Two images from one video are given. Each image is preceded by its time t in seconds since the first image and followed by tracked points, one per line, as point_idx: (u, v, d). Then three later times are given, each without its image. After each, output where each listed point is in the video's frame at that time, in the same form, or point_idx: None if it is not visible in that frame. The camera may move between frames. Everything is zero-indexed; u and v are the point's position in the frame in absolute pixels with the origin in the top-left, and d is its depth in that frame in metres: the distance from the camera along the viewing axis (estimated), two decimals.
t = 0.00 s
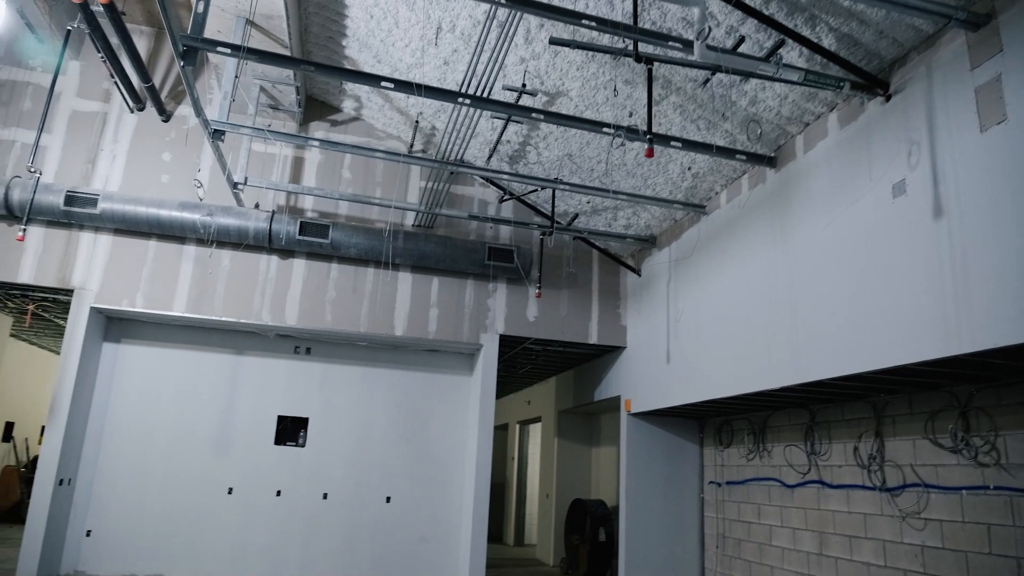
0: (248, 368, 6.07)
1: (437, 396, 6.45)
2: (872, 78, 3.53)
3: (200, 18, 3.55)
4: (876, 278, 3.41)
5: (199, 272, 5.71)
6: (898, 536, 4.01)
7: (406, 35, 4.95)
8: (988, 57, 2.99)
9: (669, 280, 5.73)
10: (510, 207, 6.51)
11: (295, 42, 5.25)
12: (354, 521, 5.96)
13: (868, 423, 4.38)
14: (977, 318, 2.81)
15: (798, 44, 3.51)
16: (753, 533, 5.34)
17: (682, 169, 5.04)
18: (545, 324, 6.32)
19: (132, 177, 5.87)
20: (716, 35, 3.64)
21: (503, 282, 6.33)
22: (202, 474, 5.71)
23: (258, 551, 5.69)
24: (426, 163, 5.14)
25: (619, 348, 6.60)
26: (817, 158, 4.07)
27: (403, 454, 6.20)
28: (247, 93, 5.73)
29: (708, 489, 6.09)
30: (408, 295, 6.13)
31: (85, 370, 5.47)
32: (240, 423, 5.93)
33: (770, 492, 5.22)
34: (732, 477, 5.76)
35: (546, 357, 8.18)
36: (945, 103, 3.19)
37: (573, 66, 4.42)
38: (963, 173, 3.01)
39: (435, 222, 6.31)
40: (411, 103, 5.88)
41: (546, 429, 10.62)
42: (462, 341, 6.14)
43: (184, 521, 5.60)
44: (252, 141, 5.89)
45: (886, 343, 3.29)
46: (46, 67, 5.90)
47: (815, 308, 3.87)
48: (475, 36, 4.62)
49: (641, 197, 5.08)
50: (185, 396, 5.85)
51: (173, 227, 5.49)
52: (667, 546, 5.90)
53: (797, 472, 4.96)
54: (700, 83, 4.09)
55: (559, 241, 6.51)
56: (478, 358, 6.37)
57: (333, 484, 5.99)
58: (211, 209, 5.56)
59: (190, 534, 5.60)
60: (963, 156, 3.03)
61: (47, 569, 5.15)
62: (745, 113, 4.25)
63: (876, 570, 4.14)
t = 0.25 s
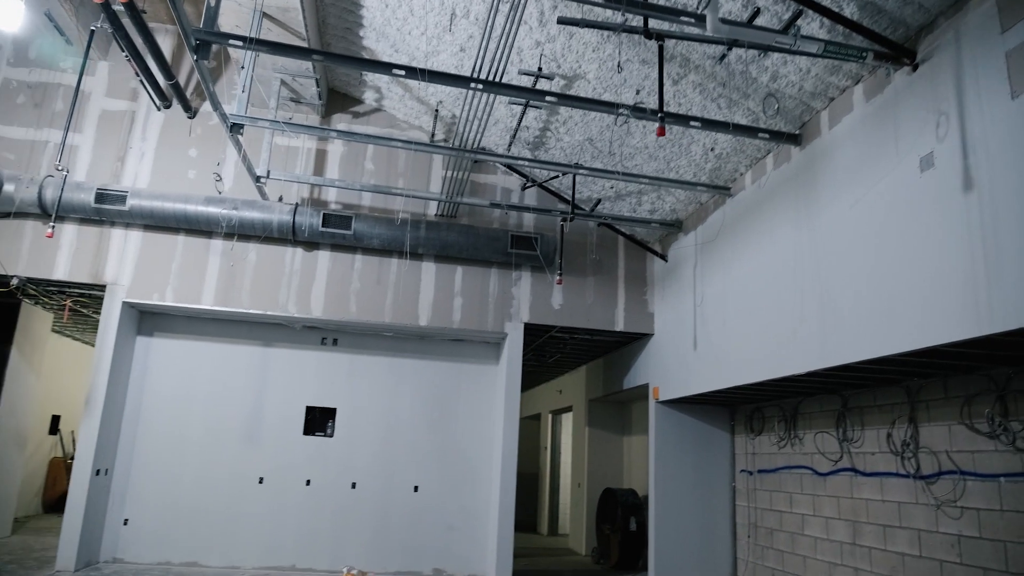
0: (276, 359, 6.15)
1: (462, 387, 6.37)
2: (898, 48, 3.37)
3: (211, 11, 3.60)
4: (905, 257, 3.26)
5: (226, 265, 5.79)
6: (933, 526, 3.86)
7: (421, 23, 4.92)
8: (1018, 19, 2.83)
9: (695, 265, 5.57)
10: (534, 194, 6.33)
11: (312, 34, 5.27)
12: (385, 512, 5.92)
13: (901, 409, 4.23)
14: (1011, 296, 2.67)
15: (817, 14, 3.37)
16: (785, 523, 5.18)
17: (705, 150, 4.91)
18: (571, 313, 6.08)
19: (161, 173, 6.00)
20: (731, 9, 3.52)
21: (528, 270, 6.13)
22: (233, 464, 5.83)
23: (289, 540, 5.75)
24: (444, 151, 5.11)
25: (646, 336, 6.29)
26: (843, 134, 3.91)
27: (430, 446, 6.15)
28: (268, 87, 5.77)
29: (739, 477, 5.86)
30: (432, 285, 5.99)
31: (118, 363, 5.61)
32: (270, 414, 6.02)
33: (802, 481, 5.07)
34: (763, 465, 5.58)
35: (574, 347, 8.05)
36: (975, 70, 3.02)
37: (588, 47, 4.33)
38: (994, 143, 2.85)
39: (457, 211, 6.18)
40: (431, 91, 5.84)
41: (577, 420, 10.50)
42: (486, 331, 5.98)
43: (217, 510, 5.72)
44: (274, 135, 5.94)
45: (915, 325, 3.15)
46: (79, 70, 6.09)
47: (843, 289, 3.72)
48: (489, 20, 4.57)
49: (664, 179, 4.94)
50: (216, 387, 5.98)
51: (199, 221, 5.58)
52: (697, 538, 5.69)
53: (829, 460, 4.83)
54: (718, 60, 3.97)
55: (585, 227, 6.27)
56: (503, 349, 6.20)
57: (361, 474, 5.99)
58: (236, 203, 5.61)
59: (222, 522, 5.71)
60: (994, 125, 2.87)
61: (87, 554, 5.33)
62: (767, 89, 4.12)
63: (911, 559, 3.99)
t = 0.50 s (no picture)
0: (295, 351, 6.20)
1: (479, 378, 6.33)
2: (916, 21, 3.24)
3: (219, 2, 3.60)
4: (923, 238, 3.15)
5: (245, 258, 5.84)
6: (958, 517, 3.75)
7: (432, 12, 4.88)
8: None
9: (713, 252, 5.47)
10: (550, 182, 6.24)
11: (324, 25, 5.26)
12: (403, 503, 5.96)
13: (925, 397, 4.11)
14: None
15: None
16: (808, 515, 5.08)
17: (721, 134, 4.81)
18: (589, 302, 5.98)
19: (180, 168, 6.07)
20: None
21: (544, 260, 6.04)
22: (254, 454, 5.91)
23: (308, 530, 5.81)
24: (456, 140, 5.07)
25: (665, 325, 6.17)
26: (861, 114, 3.79)
27: (448, 437, 6.14)
28: (282, 80, 5.78)
29: (761, 468, 5.76)
30: (448, 275, 5.96)
31: (141, 355, 5.70)
32: (289, 404, 6.09)
33: (824, 472, 4.96)
34: (786, 456, 5.47)
35: (593, 337, 7.96)
36: (997, 41, 2.89)
37: (598, 31, 4.26)
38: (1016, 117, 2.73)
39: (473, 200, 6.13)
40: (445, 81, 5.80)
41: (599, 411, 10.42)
42: (503, 321, 5.91)
43: (239, 500, 5.80)
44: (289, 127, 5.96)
45: (934, 312, 3.04)
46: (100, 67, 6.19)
47: (861, 275, 3.61)
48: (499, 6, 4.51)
49: (679, 164, 4.85)
50: (237, 379, 6.05)
51: (217, 215, 5.63)
52: (718, 529, 5.60)
53: (851, 450, 4.72)
54: (730, 40, 3.87)
55: (601, 214, 6.17)
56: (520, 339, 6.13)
57: (380, 464, 6.02)
58: (253, 197, 5.65)
59: (242, 511, 5.79)
60: (1016, 99, 2.74)
61: (113, 543, 5.45)
62: (782, 69, 4.01)
63: (935, 552, 3.88)
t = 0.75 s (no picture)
0: (317, 341, 6.24)
1: (501, 367, 6.28)
2: None
3: None
4: (946, 215, 3.00)
5: (266, 250, 5.88)
6: (991, 506, 3.59)
7: None
8: None
9: (735, 236, 5.32)
10: (569, 168, 6.14)
11: (336, 14, 5.22)
12: (425, 493, 5.96)
13: (957, 382, 3.94)
14: None
15: None
16: (837, 504, 4.93)
17: (740, 113, 4.66)
18: (610, 289, 5.87)
19: (201, 162, 6.12)
20: None
21: (565, 247, 5.95)
22: (278, 445, 5.97)
23: (330, 520, 5.85)
24: (468, 127, 5.00)
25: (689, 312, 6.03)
26: (883, 87, 3.62)
27: (470, 426, 6.12)
28: (298, 71, 5.79)
29: (789, 457, 5.61)
30: (467, 264, 5.91)
31: (166, 347, 5.79)
32: (312, 395, 6.13)
33: (853, 460, 4.80)
34: (814, 444, 5.32)
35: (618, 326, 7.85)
36: None
37: (609, 10, 4.15)
38: None
39: (491, 189, 6.07)
40: (460, 68, 5.73)
41: (625, 401, 10.30)
42: (523, 310, 5.85)
43: (264, 489, 5.87)
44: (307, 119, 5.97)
45: (958, 291, 2.88)
46: (123, 65, 6.27)
47: (882, 255, 3.46)
48: None
49: (697, 146, 4.71)
50: (260, 370, 6.12)
51: (237, 208, 5.67)
52: (744, 519, 5.49)
53: (880, 438, 4.56)
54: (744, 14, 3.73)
55: (621, 200, 6.05)
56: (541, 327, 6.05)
57: (402, 453, 6.03)
58: (272, 188, 5.68)
59: (267, 501, 5.86)
60: None
61: (143, 531, 5.57)
62: (800, 43, 3.86)
63: (968, 543, 3.72)
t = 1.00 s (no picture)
0: (339, 333, 6.27)
1: (523, 357, 6.24)
2: None
3: None
4: (971, 193, 2.86)
5: (287, 242, 5.91)
6: None
7: None
8: None
9: (758, 219, 5.18)
10: (589, 154, 6.05)
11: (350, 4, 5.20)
12: (448, 483, 5.96)
13: (989, 366, 3.77)
14: None
15: None
16: (866, 494, 4.79)
17: (760, 92, 4.52)
18: (631, 276, 5.78)
19: (223, 157, 6.17)
20: None
21: (585, 235, 5.87)
22: (302, 435, 6.03)
23: (353, 509, 5.90)
24: (481, 114, 4.92)
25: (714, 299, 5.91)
26: (907, 60, 3.46)
27: (492, 416, 6.10)
28: (315, 63, 5.78)
29: (818, 446, 5.47)
30: (487, 253, 5.86)
31: (192, 340, 5.87)
32: (335, 386, 6.16)
33: (882, 449, 4.66)
34: (843, 432, 5.17)
35: (643, 314, 7.74)
36: None
37: None
38: None
39: (509, 177, 6.01)
40: (475, 55, 5.67)
41: (652, 389, 10.18)
42: (544, 298, 5.79)
43: (289, 479, 5.94)
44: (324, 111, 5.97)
45: (984, 271, 2.74)
46: (145, 62, 6.34)
47: (905, 237, 3.33)
48: None
49: (717, 127, 4.58)
50: (284, 361, 6.18)
51: (258, 201, 5.71)
52: (771, 508, 5.39)
53: (909, 425, 4.41)
54: None
55: (642, 185, 5.94)
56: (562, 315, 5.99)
57: (425, 443, 6.04)
58: (292, 180, 5.70)
59: (292, 491, 5.93)
60: None
61: (173, 520, 5.68)
62: (819, 18, 3.73)
63: (1002, 533, 3.58)
